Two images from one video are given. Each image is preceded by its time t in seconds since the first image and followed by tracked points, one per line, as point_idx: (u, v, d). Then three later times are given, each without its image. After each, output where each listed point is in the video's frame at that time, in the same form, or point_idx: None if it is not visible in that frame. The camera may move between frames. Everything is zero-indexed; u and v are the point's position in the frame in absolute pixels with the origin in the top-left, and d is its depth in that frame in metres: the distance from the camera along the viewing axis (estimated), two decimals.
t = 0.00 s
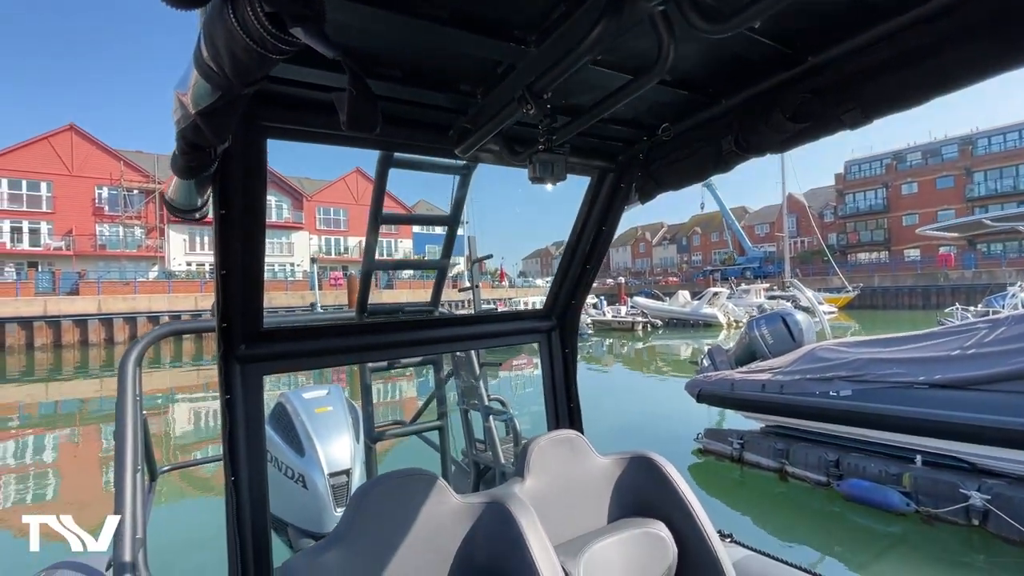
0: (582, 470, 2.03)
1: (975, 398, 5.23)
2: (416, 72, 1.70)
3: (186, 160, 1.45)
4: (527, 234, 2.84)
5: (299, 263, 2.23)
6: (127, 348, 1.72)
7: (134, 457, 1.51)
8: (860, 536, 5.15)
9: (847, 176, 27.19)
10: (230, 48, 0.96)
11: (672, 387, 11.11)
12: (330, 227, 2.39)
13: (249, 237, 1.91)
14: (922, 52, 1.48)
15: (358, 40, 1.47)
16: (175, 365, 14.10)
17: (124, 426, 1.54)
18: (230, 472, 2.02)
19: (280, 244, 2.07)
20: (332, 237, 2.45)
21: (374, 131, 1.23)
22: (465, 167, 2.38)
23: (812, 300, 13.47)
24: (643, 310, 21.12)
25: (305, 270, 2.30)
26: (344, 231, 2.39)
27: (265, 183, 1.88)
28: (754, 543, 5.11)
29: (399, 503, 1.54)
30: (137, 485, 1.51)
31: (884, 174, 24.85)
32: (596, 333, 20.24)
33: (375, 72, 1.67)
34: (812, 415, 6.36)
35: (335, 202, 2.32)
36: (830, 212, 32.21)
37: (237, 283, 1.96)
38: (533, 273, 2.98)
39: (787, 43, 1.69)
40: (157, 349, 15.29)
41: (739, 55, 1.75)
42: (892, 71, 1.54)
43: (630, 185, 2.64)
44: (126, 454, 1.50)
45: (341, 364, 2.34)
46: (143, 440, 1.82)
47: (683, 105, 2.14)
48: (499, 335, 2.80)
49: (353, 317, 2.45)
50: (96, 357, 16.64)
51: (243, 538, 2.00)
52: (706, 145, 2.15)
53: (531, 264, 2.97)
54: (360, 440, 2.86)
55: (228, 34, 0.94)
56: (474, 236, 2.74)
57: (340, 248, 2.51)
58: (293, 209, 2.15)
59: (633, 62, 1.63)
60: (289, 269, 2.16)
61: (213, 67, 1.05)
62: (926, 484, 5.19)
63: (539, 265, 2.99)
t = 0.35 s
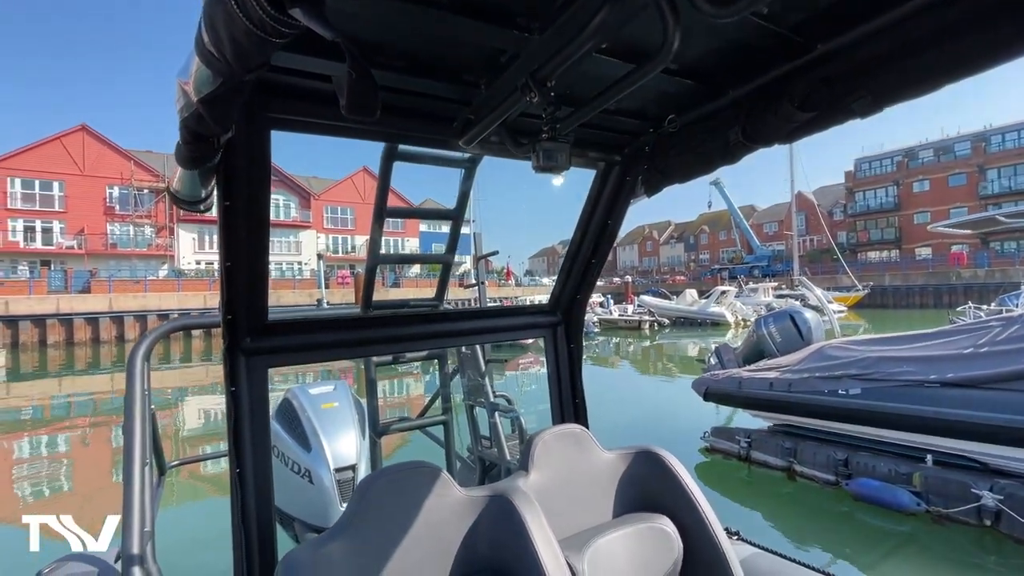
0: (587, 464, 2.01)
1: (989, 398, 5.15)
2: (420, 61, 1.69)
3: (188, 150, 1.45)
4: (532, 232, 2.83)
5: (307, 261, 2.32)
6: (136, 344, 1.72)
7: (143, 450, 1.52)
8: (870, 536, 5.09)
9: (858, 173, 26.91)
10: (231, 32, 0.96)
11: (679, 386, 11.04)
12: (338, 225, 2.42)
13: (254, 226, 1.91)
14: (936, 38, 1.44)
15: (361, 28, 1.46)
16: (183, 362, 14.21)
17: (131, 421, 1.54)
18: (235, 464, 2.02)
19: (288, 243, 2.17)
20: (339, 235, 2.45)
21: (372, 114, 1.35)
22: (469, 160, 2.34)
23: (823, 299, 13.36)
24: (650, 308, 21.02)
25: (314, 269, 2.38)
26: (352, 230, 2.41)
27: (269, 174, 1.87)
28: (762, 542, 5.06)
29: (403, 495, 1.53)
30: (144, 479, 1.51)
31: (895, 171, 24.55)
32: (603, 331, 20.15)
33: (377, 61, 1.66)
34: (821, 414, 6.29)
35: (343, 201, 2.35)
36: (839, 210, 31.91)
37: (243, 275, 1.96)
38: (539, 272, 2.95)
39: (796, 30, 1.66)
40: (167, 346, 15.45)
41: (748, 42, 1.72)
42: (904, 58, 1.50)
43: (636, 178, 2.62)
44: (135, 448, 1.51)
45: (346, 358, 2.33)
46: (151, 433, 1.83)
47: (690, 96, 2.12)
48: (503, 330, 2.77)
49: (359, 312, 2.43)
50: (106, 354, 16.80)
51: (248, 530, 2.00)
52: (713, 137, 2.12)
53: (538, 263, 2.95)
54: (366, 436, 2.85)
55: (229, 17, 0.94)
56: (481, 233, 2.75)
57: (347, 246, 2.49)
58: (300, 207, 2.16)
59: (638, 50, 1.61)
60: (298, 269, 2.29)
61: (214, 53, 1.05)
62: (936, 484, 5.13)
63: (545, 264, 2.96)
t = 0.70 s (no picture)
0: (589, 463, 1.99)
1: (997, 397, 5.10)
2: (420, 57, 1.68)
3: (189, 146, 1.44)
4: (536, 230, 2.86)
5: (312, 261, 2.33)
6: (139, 341, 1.71)
7: (146, 448, 1.52)
8: (876, 536, 5.05)
9: (864, 172, 26.75)
10: (229, 24, 0.95)
11: (683, 386, 11.01)
12: (343, 224, 2.43)
13: (255, 222, 1.91)
14: (947, 31, 1.42)
15: (361, 22, 1.45)
16: (189, 361, 14.27)
17: (135, 417, 1.54)
18: (237, 461, 2.02)
19: (292, 242, 2.16)
20: (343, 234, 2.46)
21: (371, 107, 1.35)
22: (472, 157, 2.32)
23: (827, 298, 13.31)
24: (654, 307, 20.97)
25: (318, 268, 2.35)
26: (355, 229, 2.42)
27: (270, 171, 1.87)
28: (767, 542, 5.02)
29: (404, 493, 1.52)
30: (149, 476, 1.51)
31: (902, 170, 24.38)
32: (606, 330, 20.10)
33: (378, 57, 1.65)
34: (826, 413, 6.25)
35: (347, 199, 2.33)
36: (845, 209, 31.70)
37: (244, 273, 1.96)
38: (543, 271, 2.93)
39: (803, 24, 1.62)
40: (173, 344, 15.55)
41: (753, 35, 1.69)
42: (913, 51, 1.48)
43: (639, 175, 2.61)
44: (139, 445, 1.51)
45: (348, 355, 2.33)
46: (155, 430, 1.83)
47: (694, 92, 2.10)
48: (504, 328, 2.76)
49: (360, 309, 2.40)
50: (113, 353, 16.89)
51: (250, 526, 2.00)
52: (717, 133, 2.10)
53: (542, 261, 2.93)
54: (369, 434, 2.84)
55: (225, 10, 0.93)
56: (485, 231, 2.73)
57: (351, 245, 2.48)
58: (305, 206, 2.16)
59: (641, 44, 1.59)
60: (303, 269, 2.28)
61: (213, 47, 1.05)
62: (943, 485, 5.08)
63: (549, 262, 2.93)
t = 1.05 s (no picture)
0: (591, 462, 1.99)
1: (1002, 397, 5.07)
2: (420, 54, 1.67)
3: (191, 145, 1.45)
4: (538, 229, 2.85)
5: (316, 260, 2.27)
6: (144, 339, 1.71)
7: (151, 446, 1.51)
8: (881, 536, 5.03)
9: (869, 170, 26.70)
10: (228, 23, 0.95)
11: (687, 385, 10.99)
12: (347, 224, 2.40)
13: (257, 221, 1.92)
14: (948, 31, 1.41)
15: (361, 20, 1.45)
16: (194, 359, 14.37)
17: (139, 415, 1.54)
18: (239, 459, 2.03)
19: (298, 241, 2.16)
20: (346, 234, 2.42)
21: (372, 105, 1.35)
22: (474, 155, 2.31)
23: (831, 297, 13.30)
24: (658, 307, 20.97)
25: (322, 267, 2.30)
26: (359, 229, 2.40)
27: (272, 169, 1.87)
28: (771, 543, 4.99)
29: (405, 493, 1.51)
30: (153, 474, 1.51)
31: (907, 168, 24.26)
32: (610, 329, 20.08)
33: (378, 55, 1.65)
34: (830, 413, 6.23)
35: (351, 199, 2.31)
36: (850, 207, 31.54)
37: (246, 272, 1.97)
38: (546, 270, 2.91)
39: (808, 21, 1.60)
40: (178, 343, 15.64)
41: (756, 33, 1.67)
42: (916, 48, 1.48)
43: (641, 173, 2.60)
44: (143, 444, 1.51)
45: (349, 354, 2.33)
46: (158, 429, 1.84)
47: (695, 90, 2.09)
48: (505, 327, 2.77)
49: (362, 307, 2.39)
50: (118, 351, 16.97)
51: (252, 523, 2.01)
52: (720, 130, 2.09)
53: (545, 260, 2.91)
54: (371, 433, 2.84)
55: (224, 7, 0.93)
56: (487, 229, 2.72)
57: (355, 244, 2.44)
58: (309, 206, 2.16)
59: (643, 41, 1.58)
60: (307, 268, 2.25)
61: (213, 45, 1.05)
62: (947, 485, 5.05)
63: (552, 261, 2.93)
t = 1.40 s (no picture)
0: (592, 462, 1.98)
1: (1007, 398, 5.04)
2: (421, 51, 1.66)
3: (192, 144, 1.44)
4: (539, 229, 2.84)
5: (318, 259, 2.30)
6: (147, 337, 1.70)
7: (154, 446, 1.51)
8: (884, 536, 5.01)
9: (873, 170, 26.58)
10: (229, 19, 0.95)
11: (689, 385, 10.95)
12: (348, 224, 2.38)
13: (258, 220, 1.91)
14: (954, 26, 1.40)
15: (365, 18, 1.45)
16: (196, 359, 14.39)
17: (141, 414, 1.54)
18: (241, 458, 2.02)
19: (300, 240, 2.18)
20: (348, 233, 2.40)
21: (373, 103, 1.35)
22: (476, 154, 2.30)
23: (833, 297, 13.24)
24: (660, 306, 20.91)
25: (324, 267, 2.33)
26: (360, 228, 2.37)
27: (274, 167, 1.87)
28: (773, 543, 4.97)
29: (407, 491, 1.51)
30: (157, 474, 1.51)
31: (912, 167, 24.13)
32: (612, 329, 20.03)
33: (380, 52, 1.65)
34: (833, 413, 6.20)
35: (352, 199, 2.30)
36: (853, 207, 31.41)
37: (247, 271, 1.96)
38: (547, 270, 2.96)
39: (811, 17, 1.60)
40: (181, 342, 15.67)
41: (760, 28, 1.66)
42: (922, 44, 1.46)
43: (644, 171, 2.59)
44: (146, 443, 1.50)
45: (352, 352, 2.33)
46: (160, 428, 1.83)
47: (699, 87, 2.08)
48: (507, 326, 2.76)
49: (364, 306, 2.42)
50: (121, 351, 17.03)
51: (254, 522, 2.01)
52: (723, 128, 2.08)
53: (547, 260, 2.96)
54: (372, 432, 2.83)
55: (225, 3, 0.92)
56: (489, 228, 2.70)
57: (356, 244, 2.43)
58: (311, 205, 2.17)
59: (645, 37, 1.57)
60: (308, 267, 2.27)
61: (213, 42, 1.05)
62: (953, 485, 5.06)
63: (554, 261, 2.96)
